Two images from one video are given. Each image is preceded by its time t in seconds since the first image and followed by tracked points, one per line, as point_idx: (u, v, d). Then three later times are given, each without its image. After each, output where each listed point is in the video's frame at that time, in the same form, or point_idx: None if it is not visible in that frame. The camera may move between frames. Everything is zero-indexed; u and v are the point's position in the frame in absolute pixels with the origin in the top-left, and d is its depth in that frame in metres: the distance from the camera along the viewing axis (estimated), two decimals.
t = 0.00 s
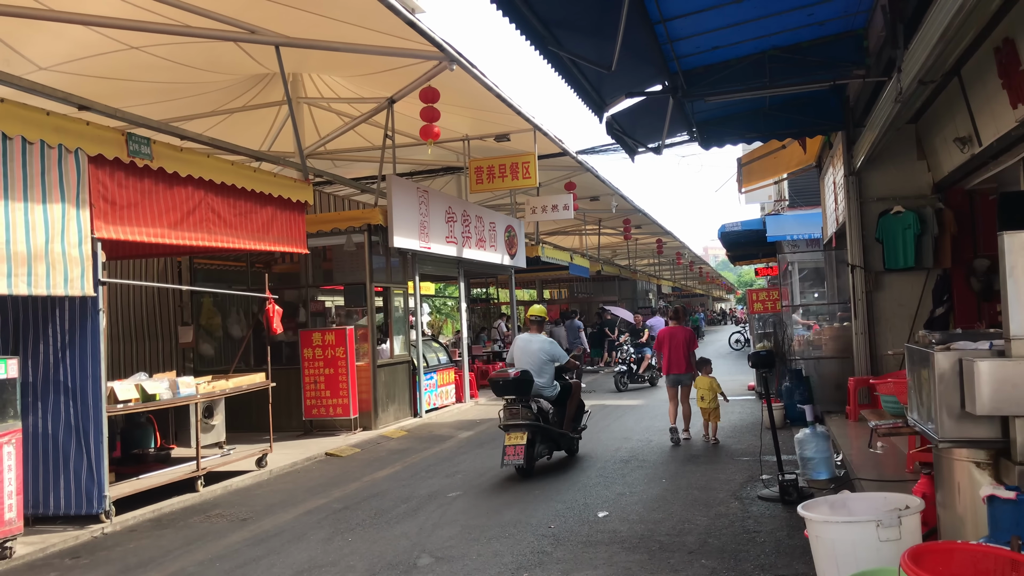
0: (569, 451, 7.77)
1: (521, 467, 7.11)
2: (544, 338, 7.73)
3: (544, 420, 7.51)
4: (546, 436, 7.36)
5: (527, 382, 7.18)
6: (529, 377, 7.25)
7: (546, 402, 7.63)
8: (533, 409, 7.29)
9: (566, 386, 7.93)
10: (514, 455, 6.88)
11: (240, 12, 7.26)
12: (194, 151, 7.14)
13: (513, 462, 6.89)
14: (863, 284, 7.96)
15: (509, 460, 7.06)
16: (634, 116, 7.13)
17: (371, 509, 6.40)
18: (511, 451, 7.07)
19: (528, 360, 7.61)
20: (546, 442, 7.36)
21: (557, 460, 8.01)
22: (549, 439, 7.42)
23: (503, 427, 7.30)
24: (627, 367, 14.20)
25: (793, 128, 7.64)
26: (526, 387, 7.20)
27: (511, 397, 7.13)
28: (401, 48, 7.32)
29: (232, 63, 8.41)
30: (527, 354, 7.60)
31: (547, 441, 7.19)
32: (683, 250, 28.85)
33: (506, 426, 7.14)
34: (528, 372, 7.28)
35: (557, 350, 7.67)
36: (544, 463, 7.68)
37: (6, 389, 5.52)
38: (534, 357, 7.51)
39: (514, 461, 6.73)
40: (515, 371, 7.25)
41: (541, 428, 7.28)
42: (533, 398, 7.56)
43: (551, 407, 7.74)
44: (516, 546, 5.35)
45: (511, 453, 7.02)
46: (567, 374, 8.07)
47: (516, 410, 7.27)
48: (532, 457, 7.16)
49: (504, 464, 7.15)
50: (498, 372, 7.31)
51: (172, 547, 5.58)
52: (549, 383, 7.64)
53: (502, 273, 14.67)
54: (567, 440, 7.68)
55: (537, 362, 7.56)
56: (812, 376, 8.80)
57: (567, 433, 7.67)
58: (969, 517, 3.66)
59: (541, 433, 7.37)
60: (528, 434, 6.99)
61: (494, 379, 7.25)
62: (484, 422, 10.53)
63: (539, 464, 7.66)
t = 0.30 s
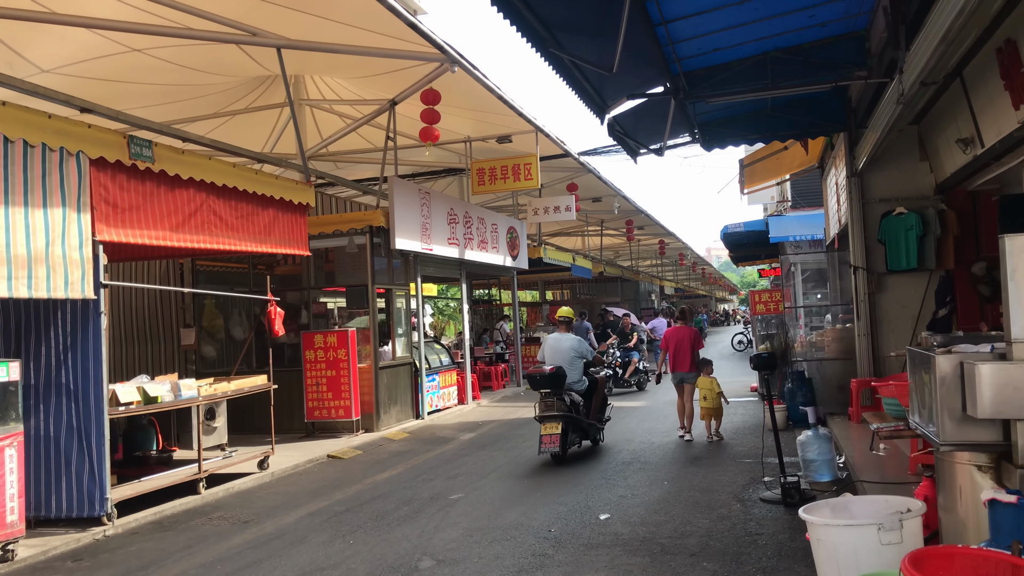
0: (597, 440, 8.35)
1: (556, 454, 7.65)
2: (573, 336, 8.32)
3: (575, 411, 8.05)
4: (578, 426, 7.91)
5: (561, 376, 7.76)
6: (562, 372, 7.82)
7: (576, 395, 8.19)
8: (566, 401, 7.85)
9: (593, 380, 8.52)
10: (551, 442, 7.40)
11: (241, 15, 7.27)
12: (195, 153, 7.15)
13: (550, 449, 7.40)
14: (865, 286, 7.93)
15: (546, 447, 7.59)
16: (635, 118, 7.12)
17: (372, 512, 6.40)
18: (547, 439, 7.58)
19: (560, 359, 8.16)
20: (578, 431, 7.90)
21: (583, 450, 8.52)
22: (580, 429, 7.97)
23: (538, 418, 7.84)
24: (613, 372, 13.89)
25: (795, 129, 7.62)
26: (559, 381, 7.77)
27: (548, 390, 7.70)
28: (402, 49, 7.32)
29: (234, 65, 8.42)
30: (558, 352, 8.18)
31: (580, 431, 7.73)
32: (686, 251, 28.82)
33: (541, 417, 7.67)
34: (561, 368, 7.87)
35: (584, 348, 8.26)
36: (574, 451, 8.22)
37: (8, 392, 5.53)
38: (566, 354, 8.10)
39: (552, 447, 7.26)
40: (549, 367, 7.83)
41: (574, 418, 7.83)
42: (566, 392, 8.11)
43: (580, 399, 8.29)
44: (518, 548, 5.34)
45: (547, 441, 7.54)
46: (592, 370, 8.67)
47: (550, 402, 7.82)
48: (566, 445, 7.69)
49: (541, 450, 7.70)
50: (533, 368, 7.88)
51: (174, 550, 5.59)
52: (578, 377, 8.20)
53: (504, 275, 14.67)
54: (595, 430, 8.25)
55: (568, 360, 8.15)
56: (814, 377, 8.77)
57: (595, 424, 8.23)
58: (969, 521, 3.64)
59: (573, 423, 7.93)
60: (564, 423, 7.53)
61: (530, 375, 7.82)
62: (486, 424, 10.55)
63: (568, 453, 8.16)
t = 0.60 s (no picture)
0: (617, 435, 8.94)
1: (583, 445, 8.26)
2: (599, 338, 9.05)
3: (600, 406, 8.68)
4: (602, 420, 8.55)
5: (589, 373, 8.41)
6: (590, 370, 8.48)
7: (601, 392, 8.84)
8: (592, 396, 8.48)
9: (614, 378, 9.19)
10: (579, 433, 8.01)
11: (244, 19, 7.30)
12: (198, 157, 7.16)
13: (579, 440, 8.02)
14: (867, 290, 7.93)
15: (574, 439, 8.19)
16: (637, 122, 7.13)
17: (374, 516, 6.40)
18: (576, 432, 8.19)
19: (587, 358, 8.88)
20: (603, 425, 8.54)
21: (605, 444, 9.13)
22: (604, 422, 8.61)
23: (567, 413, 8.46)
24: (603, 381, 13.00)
25: (796, 132, 7.63)
26: (587, 378, 8.42)
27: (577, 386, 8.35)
28: (405, 54, 7.34)
29: (237, 69, 8.45)
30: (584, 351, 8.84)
31: (606, 425, 8.34)
32: (689, 255, 28.83)
33: (570, 411, 8.29)
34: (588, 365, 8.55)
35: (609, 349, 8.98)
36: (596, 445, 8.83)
37: (11, 396, 5.55)
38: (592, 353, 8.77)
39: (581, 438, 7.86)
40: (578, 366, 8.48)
41: (600, 412, 8.48)
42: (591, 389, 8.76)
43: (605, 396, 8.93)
44: (519, 553, 5.35)
45: (577, 433, 8.14)
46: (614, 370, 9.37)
47: (578, 398, 8.45)
48: (593, 437, 8.31)
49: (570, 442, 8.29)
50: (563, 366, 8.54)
51: (176, 554, 5.60)
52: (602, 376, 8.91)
53: (506, 278, 14.68)
54: (616, 425, 8.87)
55: (594, 359, 8.92)
56: (817, 382, 8.76)
57: (617, 419, 8.86)
58: (970, 527, 3.65)
59: (598, 418, 8.54)
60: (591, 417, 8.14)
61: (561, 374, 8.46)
62: (488, 427, 10.55)
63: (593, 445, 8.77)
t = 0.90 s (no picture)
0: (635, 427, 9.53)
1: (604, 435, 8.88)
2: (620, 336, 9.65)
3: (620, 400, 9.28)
4: (622, 412, 9.14)
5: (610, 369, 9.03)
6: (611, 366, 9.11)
7: (622, 387, 9.47)
8: (613, 391, 9.10)
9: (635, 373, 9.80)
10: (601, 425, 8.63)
11: (245, 21, 7.31)
12: (199, 159, 7.17)
13: (601, 431, 8.61)
14: (869, 291, 7.92)
15: (596, 430, 8.81)
16: (638, 124, 7.13)
17: (375, 518, 6.40)
18: (598, 423, 8.79)
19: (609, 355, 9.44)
20: (623, 417, 9.13)
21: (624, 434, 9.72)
22: (624, 415, 9.21)
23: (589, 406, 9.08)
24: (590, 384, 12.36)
25: (797, 133, 7.62)
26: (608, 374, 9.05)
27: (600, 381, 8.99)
28: (406, 55, 7.35)
29: (238, 71, 8.46)
30: (606, 349, 9.49)
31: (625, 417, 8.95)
32: (690, 255, 28.84)
33: (592, 404, 8.90)
34: (610, 362, 9.23)
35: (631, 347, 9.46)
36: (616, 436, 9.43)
37: (12, 398, 5.55)
38: (613, 350, 9.40)
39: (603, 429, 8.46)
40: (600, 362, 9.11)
41: (620, 405, 9.09)
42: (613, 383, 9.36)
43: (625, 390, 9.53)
44: (520, 555, 5.34)
45: (598, 425, 8.75)
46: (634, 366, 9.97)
47: (600, 392, 9.06)
48: (614, 429, 8.90)
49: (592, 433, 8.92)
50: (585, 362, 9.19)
51: (178, 556, 5.61)
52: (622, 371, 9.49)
53: (508, 279, 14.69)
54: (635, 417, 9.49)
55: (616, 356, 9.45)
56: (819, 383, 8.75)
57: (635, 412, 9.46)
58: (970, 530, 3.65)
59: (619, 411, 9.15)
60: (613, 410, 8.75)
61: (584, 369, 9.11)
62: (490, 428, 10.55)
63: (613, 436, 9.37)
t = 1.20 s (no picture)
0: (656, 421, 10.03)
1: (625, 428, 9.46)
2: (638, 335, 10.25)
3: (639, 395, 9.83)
4: (642, 406, 9.69)
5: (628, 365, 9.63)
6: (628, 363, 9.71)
7: (641, 383, 10.03)
8: (632, 386, 9.69)
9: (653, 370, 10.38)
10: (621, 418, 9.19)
11: (248, 23, 7.33)
12: (202, 161, 7.18)
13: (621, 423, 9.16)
14: (872, 292, 7.92)
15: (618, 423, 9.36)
16: (641, 125, 7.13)
17: (378, 519, 6.41)
18: (618, 417, 9.36)
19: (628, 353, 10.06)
20: (643, 411, 9.67)
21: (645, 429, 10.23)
22: (644, 409, 9.75)
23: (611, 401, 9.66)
24: (578, 387, 12.03)
25: (800, 134, 7.62)
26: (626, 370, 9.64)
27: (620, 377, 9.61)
28: (409, 57, 7.37)
29: (242, 73, 8.48)
30: (624, 347, 10.13)
31: (645, 410, 9.52)
32: (693, 256, 28.84)
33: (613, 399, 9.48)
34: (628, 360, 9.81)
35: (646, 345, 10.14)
36: (637, 429, 9.98)
37: (16, 400, 5.56)
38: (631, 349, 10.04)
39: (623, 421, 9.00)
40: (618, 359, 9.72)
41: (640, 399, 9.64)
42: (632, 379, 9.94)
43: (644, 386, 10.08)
44: (523, 556, 5.35)
45: (619, 418, 9.32)
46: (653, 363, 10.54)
47: (620, 388, 9.65)
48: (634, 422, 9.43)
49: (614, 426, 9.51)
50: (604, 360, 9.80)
51: (181, 557, 5.62)
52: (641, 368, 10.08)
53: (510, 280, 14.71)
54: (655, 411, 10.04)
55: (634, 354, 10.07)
56: (822, 384, 8.75)
57: (655, 406, 10.02)
58: (973, 532, 3.65)
59: (639, 405, 9.69)
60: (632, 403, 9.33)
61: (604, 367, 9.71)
62: (493, 430, 10.56)
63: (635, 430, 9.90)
